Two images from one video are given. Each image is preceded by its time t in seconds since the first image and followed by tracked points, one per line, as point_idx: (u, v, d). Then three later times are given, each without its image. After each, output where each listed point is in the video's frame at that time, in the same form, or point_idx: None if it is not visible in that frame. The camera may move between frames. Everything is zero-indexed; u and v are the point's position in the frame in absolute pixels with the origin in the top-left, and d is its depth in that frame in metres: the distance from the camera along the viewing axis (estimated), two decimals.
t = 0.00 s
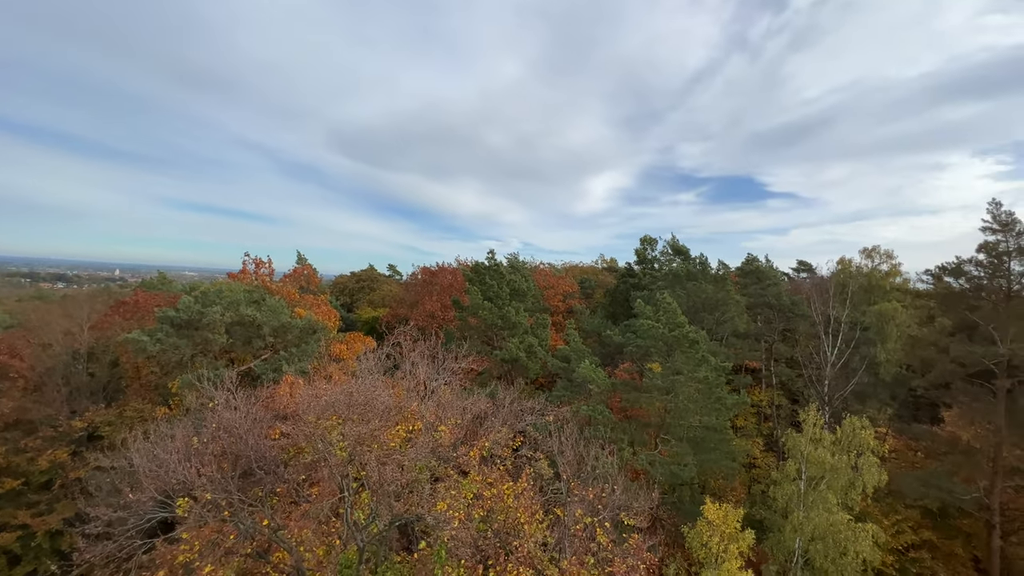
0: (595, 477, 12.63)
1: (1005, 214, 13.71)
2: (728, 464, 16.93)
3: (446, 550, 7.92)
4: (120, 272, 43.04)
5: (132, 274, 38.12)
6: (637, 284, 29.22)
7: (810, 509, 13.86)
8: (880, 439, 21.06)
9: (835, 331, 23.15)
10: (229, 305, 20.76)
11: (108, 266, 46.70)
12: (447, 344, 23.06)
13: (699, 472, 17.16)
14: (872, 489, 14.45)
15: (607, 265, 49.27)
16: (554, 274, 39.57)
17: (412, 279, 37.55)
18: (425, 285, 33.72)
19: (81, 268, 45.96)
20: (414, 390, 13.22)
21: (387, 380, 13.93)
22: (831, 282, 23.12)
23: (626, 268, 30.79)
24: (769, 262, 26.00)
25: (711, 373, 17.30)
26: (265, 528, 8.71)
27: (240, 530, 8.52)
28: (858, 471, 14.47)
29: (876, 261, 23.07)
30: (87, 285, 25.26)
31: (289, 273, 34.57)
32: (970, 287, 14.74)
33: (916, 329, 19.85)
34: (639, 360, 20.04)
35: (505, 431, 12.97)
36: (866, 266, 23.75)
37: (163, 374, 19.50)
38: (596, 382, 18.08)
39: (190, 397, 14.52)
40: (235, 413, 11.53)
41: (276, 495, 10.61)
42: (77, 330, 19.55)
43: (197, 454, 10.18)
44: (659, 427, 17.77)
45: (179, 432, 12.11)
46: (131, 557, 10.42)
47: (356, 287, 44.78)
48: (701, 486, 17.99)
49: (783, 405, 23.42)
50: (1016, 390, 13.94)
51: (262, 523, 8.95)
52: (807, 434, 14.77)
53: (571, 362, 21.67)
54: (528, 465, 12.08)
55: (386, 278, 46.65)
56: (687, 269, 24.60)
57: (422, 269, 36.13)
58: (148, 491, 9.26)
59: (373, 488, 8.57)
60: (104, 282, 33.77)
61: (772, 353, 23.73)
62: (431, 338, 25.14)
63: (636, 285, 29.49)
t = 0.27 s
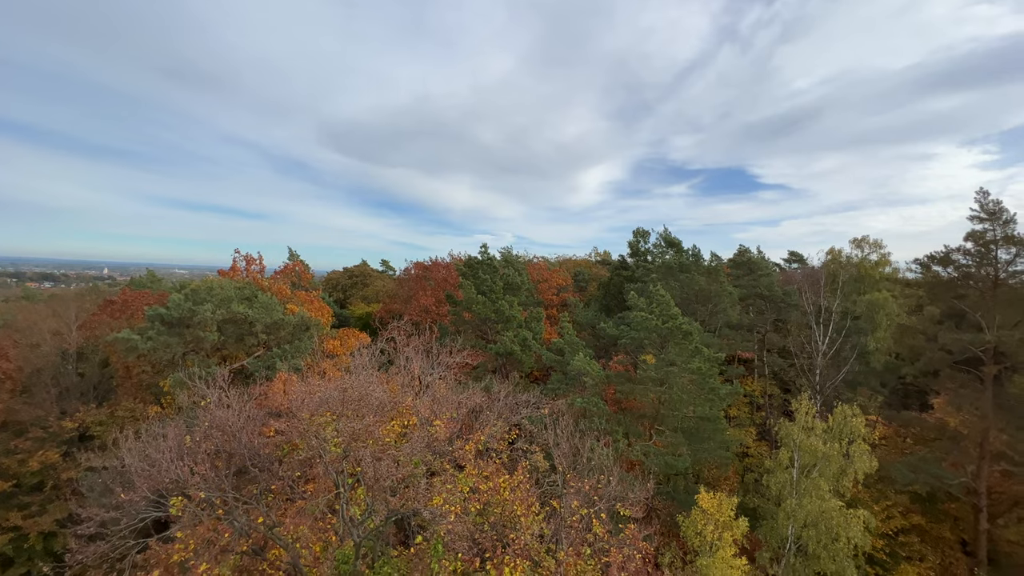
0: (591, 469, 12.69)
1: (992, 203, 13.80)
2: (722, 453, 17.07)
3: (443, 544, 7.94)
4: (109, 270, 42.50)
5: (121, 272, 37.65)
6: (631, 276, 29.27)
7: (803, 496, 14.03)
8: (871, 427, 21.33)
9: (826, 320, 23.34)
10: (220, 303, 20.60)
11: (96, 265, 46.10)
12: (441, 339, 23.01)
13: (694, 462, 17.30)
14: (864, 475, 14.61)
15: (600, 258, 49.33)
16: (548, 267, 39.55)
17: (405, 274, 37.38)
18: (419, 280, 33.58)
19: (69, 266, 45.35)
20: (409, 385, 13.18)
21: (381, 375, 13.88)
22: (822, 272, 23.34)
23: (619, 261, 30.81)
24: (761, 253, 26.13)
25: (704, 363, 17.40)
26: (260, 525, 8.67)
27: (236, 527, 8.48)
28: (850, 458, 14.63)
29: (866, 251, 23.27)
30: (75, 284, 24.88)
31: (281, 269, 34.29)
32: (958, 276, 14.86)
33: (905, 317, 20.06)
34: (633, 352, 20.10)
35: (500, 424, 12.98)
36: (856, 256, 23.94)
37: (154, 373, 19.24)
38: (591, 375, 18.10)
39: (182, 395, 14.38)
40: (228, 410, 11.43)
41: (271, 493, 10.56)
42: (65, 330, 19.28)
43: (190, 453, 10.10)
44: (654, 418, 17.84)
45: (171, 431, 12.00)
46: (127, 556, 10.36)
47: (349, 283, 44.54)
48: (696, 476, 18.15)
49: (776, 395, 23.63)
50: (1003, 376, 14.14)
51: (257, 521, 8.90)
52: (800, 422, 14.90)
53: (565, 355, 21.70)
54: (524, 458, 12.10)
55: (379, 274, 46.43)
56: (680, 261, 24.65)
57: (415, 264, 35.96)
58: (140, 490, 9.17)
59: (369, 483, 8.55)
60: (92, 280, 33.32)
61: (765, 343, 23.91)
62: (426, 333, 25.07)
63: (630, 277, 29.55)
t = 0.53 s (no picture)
0: (586, 461, 12.75)
1: (980, 193, 13.90)
2: (715, 443, 17.22)
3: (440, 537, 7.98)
4: (98, 267, 41.91)
5: (110, 269, 37.17)
6: (624, 269, 29.31)
7: (795, 484, 14.20)
8: (862, 415, 21.60)
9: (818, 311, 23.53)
10: (212, 299, 20.40)
11: (84, 262, 45.46)
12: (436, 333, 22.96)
13: (688, 452, 17.45)
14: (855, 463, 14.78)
15: (594, 250, 49.38)
16: (542, 260, 39.53)
17: (399, 268, 37.20)
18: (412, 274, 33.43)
19: (57, 264, 44.70)
20: (403, 380, 13.15)
21: (375, 370, 13.84)
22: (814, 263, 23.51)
23: (613, 253, 30.83)
24: (753, 245, 26.26)
25: (697, 355, 17.50)
26: (255, 521, 8.64)
27: (231, 523, 8.45)
28: (841, 446, 14.80)
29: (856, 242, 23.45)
30: (63, 282, 24.50)
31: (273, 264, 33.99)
32: (947, 265, 14.97)
33: (895, 306, 20.27)
34: (627, 344, 20.16)
35: (495, 417, 13.00)
36: (847, 247, 24.12)
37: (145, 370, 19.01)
38: (585, 367, 18.13)
39: (174, 392, 14.26)
40: (220, 407, 11.35)
41: (266, 489, 10.53)
42: (53, 328, 19.01)
43: (182, 449, 10.03)
44: (648, 410, 17.91)
45: (163, 428, 11.90)
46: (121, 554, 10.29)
47: (342, 278, 44.30)
48: (690, 465, 18.31)
49: (768, 385, 23.84)
50: (990, 364, 14.34)
51: (252, 516, 8.87)
52: (792, 412, 15.04)
53: (559, 348, 21.73)
54: (519, 450, 12.14)
55: (372, 269, 46.20)
56: (674, 253, 24.70)
57: (409, 259, 35.79)
58: (132, 488, 9.10)
59: (364, 478, 8.55)
60: (81, 277, 32.85)
61: (757, 333, 24.08)
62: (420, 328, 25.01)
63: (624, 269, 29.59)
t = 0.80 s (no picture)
0: (580, 451, 12.83)
1: (970, 184, 14.00)
2: (708, 433, 17.38)
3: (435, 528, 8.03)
4: (87, 261, 41.43)
5: (99, 264, 36.74)
6: (618, 261, 29.36)
7: (786, 472, 14.39)
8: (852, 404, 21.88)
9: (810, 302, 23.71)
10: (204, 294, 20.11)
11: (74, 257, 44.90)
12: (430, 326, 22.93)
13: (681, 442, 17.62)
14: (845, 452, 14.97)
15: (588, 242, 49.39)
16: (536, 253, 39.49)
17: (393, 262, 37.03)
18: (406, 267, 33.30)
19: (46, 258, 44.18)
20: (397, 373, 13.13)
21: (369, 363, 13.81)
22: (806, 254, 23.66)
23: (607, 245, 30.85)
24: (746, 237, 26.36)
25: (690, 346, 17.62)
26: (251, 515, 8.64)
27: (226, 517, 8.45)
28: (832, 435, 14.98)
29: (847, 233, 23.61)
30: (52, 277, 24.20)
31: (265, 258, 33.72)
32: (937, 256, 15.09)
33: (885, 297, 20.47)
34: (621, 335, 20.23)
35: (490, 409, 13.03)
36: (838, 238, 24.28)
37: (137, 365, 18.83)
38: (579, 359, 18.19)
39: (166, 387, 14.17)
40: (214, 401, 11.29)
41: (260, 482, 10.52)
42: (42, 323, 18.79)
43: (176, 444, 9.98)
44: (642, 401, 18.02)
45: (156, 423, 11.83)
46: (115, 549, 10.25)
47: (336, 271, 44.07)
48: (683, 455, 18.49)
49: (761, 375, 24.06)
50: (977, 353, 14.55)
51: (247, 510, 8.87)
52: (783, 401, 15.20)
53: (554, 340, 21.77)
54: (514, 441, 12.19)
55: (366, 262, 45.97)
56: (667, 245, 24.75)
57: (402, 252, 35.63)
58: (125, 483, 9.05)
59: (359, 471, 8.56)
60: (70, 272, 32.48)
61: (750, 324, 24.25)
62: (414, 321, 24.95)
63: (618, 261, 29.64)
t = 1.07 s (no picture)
0: (574, 442, 12.93)
1: (961, 175, 14.09)
2: (700, 422, 17.55)
3: (431, 518, 8.10)
4: (76, 253, 40.90)
5: (89, 256, 36.29)
6: (612, 252, 29.39)
7: (777, 460, 14.59)
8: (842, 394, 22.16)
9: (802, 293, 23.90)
10: (195, 286, 19.86)
11: (62, 249, 44.29)
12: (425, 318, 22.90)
13: (674, 431, 17.79)
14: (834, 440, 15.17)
15: (583, 234, 49.40)
16: (531, 244, 39.44)
17: (386, 253, 36.86)
18: (401, 259, 33.15)
19: (35, 250, 43.58)
20: (392, 364, 13.13)
21: (363, 355, 13.80)
22: (798, 245, 23.81)
23: (601, 237, 30.87)
24: (740, 228, 26.45)
25: (684, 336, 17.73)
26: (245, 507, 8.65)
27: (221, 508, 8.45)
28: (822, 424, 15.17)
29: (839, 224, 23.77)
30: (40, 269, 23.84)
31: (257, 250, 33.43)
32: (927, 247, 15.21)
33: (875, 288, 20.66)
34: (615, 327, 20.31)
35: (485, 400, 13.08)
36: (830, 230, 24.43)
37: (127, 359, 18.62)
38: (574, 350, 18.24)
39: (158, 380, 14.08)
40: (207, 394, 11.26)
41: (255, 474, 10.53)
42: (31, 317, 18.58)
43: (168, 437, 9.95)
44: (635, 391, 18.15)
45: (149, 415, 11.78)
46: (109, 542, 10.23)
47: (329, 263, 43.82)
48: (676, 445, 18.68)
49: (753, 365, 24.29)
50: (965, 343, 14.76)
51: (241, 502, 8.85)
52: (775, 391, 15.36)
53: (548, 331, 21.82)
54: (508, 432, 12.26)
55: (360, 254, 45.72)
56: (662, 237, 24.79)
57: (396, 243, 35.46)
58: (119, 475, 9.04)
59: (354, 462, 8.60)
60: (59, 264, 32.07)
61: (742, 315, 24.42)
62: (408, 313, 24.89)
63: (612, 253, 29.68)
